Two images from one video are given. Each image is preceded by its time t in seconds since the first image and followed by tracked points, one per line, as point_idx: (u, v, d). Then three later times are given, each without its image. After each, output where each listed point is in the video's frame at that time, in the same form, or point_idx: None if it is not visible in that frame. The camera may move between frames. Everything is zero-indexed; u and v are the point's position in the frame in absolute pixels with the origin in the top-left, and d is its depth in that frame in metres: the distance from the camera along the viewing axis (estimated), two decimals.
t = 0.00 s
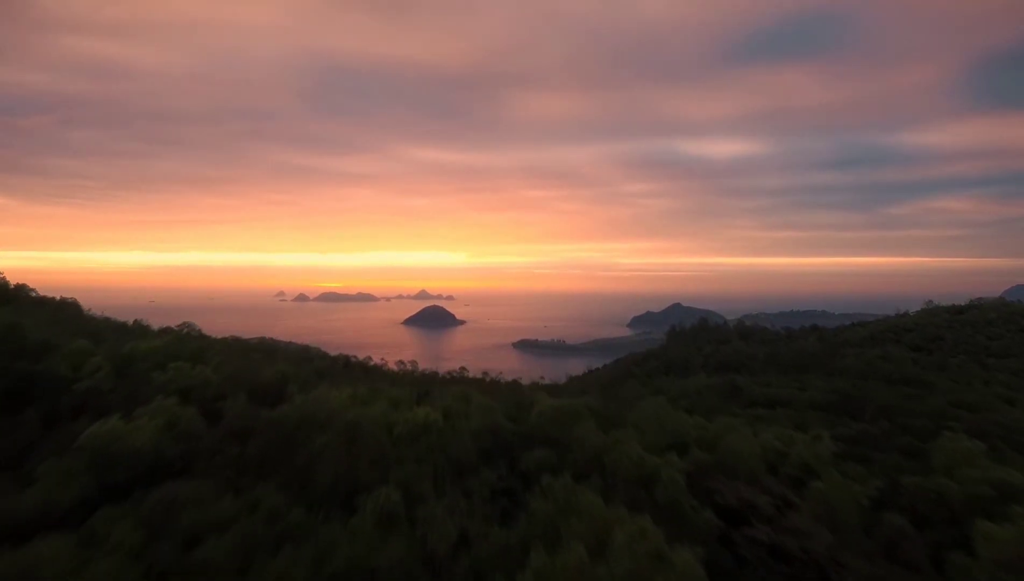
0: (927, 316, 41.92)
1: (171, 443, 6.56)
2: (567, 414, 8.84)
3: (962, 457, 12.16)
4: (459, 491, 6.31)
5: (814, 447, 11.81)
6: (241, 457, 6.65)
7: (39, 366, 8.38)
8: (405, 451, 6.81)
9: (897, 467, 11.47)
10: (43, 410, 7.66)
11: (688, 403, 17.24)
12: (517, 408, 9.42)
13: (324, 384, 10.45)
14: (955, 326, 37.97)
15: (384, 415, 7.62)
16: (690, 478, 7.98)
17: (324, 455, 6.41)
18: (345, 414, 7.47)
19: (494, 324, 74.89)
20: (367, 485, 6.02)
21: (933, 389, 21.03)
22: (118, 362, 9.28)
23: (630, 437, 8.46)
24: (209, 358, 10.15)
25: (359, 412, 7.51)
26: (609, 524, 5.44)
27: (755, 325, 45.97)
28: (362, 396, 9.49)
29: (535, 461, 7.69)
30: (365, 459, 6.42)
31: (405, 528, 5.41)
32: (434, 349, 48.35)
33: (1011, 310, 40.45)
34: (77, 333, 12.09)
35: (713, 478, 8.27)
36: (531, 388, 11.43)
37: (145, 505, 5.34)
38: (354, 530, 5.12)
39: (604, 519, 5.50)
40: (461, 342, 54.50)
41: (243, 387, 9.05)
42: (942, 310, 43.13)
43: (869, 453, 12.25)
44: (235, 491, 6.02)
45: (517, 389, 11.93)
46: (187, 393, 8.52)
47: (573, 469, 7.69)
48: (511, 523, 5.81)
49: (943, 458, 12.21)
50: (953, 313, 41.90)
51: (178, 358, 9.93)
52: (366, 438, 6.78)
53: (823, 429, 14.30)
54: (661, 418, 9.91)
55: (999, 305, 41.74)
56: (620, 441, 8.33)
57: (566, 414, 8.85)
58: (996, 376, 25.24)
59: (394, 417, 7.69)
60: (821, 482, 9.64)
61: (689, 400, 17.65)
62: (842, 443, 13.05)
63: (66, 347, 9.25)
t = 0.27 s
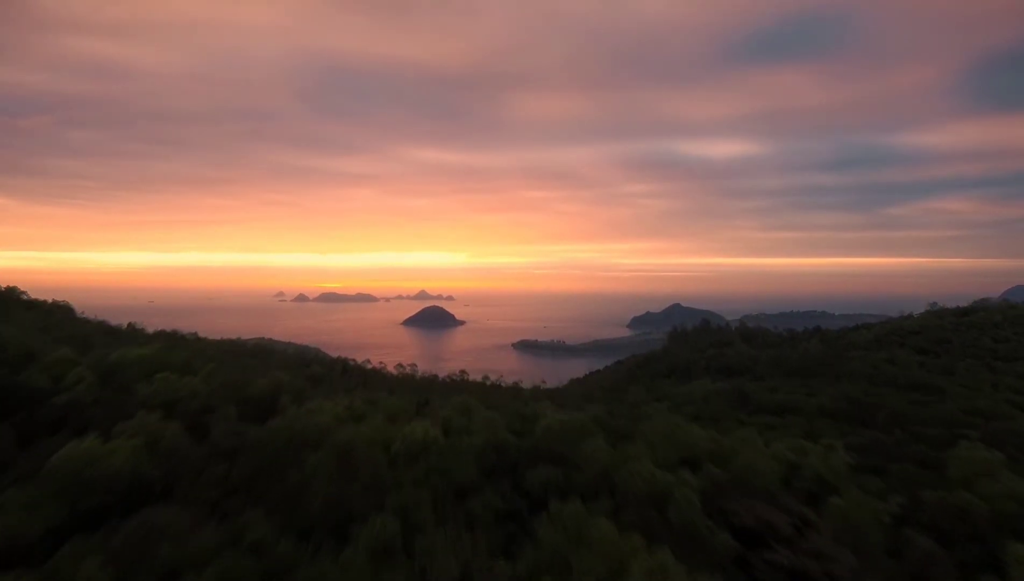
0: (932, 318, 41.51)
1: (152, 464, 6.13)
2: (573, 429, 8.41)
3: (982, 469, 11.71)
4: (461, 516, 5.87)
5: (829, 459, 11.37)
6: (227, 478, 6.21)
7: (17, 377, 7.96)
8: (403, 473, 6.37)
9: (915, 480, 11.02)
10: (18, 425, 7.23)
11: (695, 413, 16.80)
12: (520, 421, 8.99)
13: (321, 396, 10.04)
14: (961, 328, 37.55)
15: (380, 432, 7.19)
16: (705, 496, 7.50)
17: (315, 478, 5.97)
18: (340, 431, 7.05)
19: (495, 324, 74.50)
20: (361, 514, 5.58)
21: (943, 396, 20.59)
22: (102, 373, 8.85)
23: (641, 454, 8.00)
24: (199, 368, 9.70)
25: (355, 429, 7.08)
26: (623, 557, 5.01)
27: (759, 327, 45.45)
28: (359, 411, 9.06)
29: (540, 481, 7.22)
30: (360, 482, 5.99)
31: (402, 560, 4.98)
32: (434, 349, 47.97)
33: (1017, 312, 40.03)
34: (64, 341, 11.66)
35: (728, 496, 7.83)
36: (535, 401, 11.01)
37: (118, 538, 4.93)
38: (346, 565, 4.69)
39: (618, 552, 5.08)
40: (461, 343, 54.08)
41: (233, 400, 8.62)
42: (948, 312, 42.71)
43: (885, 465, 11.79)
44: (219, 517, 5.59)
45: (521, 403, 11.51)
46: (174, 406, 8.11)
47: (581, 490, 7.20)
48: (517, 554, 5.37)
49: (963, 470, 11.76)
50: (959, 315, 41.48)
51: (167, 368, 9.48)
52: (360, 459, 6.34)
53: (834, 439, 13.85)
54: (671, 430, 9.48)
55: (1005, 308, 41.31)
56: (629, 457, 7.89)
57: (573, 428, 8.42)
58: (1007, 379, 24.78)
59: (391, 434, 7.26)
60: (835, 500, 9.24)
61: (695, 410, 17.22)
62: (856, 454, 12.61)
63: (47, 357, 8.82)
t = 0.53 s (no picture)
0: (937, 320, 41.09)
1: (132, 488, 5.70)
2: (581, 446, 7.98)
3: (1004, 482, 11.26)
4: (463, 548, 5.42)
5: (844, 471, 10.93)
6: (212, 501, 5.77)
7: None
8: (401, 498, 5.93)
9: (936, 494, 10.57)
10: None
11: (702, 422, 16.37)
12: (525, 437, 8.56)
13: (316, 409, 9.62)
14: (968, 330, 37.13)
15: (377, 453, 6.76)
16: (722, 515, 7.06)
17: (306, 507, 5.53)
18: (334, 451, 6.61)
19: (495, 324, 74.15)
20: (356, 544, 5.16)
21: (954, 401, 20.16)
22: (86, 384, 8.43)
23: (653, 471, 7.58)
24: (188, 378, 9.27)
25: (350, 449, 6.65)
26: None
27: (761, 329, 45.06)
28: (355, 427, 8.65)
29: (547, 500, 6.79)
30: (354, 510, 5.54)
31: None
32: (434, 349, 47.62)
33: None
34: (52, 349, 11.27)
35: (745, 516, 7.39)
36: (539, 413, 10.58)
37: (88, 576, 4.50)
38: None
39: None
40: (461, 343, 53.74)
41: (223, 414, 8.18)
42: (953, 314, 42.29)
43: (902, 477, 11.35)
44: (201, 547, 5.16)
45: (524, 415, 11.09)
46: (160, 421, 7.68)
47: (591, 511, 6.77)
48: None
49: (984, 483, 11.29)
50: (965, 316, 41.07)
51: (154, 379, 9.04)
52: (355, 483, 5.92)
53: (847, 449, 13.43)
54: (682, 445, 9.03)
55: (1011, 309, 40.90)
56: (641, 476, 7.44)
57: (580, 445, 7.99)
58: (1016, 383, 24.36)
59: (389, 454, 6.82)
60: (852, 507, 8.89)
61: (702, 418, 16.81)
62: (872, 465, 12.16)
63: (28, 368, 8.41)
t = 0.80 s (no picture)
0: (942, 322, 40.61)
1: (106, 515, 5.22)
2: (590, 464, 7.51)
3: None
4: None
5: (863, 485, 10.45)
6: (192, 529, 5.29)
7: None
8: (399, 527, 5.47)
9: (958, 510, 10.09)
10: None
11: (709, 432, 15.90)
12: (530, 454, 8.09)
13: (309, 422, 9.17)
14: (973, 333, 36.72)
15: (373, 477, 6.32)
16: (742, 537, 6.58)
17: (295, 540, 5.06)
18: (327, 473, 6.16)
19: (495, 325, 73.70)
20: None
21: (965, 407, 19.77)
22: (64, 398, 7.96)
23: (667, 492, 7.10)
24: (176, 390, 8.82)
25: (342, 471, 6.19)
26: None
27: (765, 331, 44.54)
28: (351, 442, 8.19)
29: (555, 523, 6.31)
30: (347, 544, 5.07)
31: None
32: (434, 350, 47.22)
33: None
34: (34, 361, 10.81)
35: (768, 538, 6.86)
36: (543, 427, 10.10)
37: None
38: None
39: None
40: (461, 344, 53.34)
41: (210, 433, 7.72)
42: (957, 315, 41.84)
43: (923, 491, 10.86)
44: None
45: (528, 428, 10.62)
46: (142, 438, 7.20)
47: (602, 535, 6.32)
48: None
49: (1008, 495, 10.79)
50: (969, 318, 40.64)
51: (138, 391, 8.59)
52: (348, 512, 5.46)
53: (862, 459, 12.94)
54: (696, 458, 8.57)
55: (1017, 311, 40.43)
56: (655, 495, 6.99)
57: (589, 463, 7.53)
58: None
59: (387, 477, 6.37)
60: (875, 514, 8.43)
61: (710, 428, 16.34)
62: (889, 477, 11.69)
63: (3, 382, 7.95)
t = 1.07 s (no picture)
0: (947, 324, 40.19)
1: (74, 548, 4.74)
2: (599, 485, 7.07)
3: None
4: None
5: (882, 500, 9.99)
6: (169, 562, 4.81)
7: None
8: (396, 561, 5.01)
9: (982, 525, 9.65)
10: None
11: (717, 441, 15.43)
12: (535, 471, 7.65)
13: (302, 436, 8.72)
14: (978, 334, 36.32)
15: (368, 502, 5.85)
16: (764, 562, 6.11)
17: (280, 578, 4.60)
18: (317, 498, 5.70)
19: (495, 325, 73.26)
20: None
21: (977, 413, 19.34)
22: (40, 413, 7.47)
23: (683, 515, 6.64)
24: (161, 402, 8.34)
25: (334, 496, 5.74)
26: None
27: (767, 333, 44.06)
28: (345, 459, 7.74)
29: (564, 549, 5.84)
30: None
31: None
32: (434, 350, 46.75)
33: None
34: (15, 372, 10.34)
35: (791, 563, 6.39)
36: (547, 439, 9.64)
37: None
38: None
39: None
40: (461, 344, 52.87)
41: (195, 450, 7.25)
42: (962, 317, 41.40)
43: (945, 505, 10.40)
44: None
45: (531, 441, 10.17)
46: (121, 458, 6.73)
47: (614, 563, 5.86)
48: None
49: None
50: (975, 320, 40.22)
51: (121, 404, 8.11)
52: (339, 544, 5.00)
53: (876, 470, 12.50)
54: (710, 474, 8.12)
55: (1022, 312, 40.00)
56: (671, 517, 6.54)
57: (598, 484, 7.08)
58: None
59: (383, 502, 5.90)
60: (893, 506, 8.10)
61: (717, 436, 15.90)
62: (908, 490, 11.22)
63: None
